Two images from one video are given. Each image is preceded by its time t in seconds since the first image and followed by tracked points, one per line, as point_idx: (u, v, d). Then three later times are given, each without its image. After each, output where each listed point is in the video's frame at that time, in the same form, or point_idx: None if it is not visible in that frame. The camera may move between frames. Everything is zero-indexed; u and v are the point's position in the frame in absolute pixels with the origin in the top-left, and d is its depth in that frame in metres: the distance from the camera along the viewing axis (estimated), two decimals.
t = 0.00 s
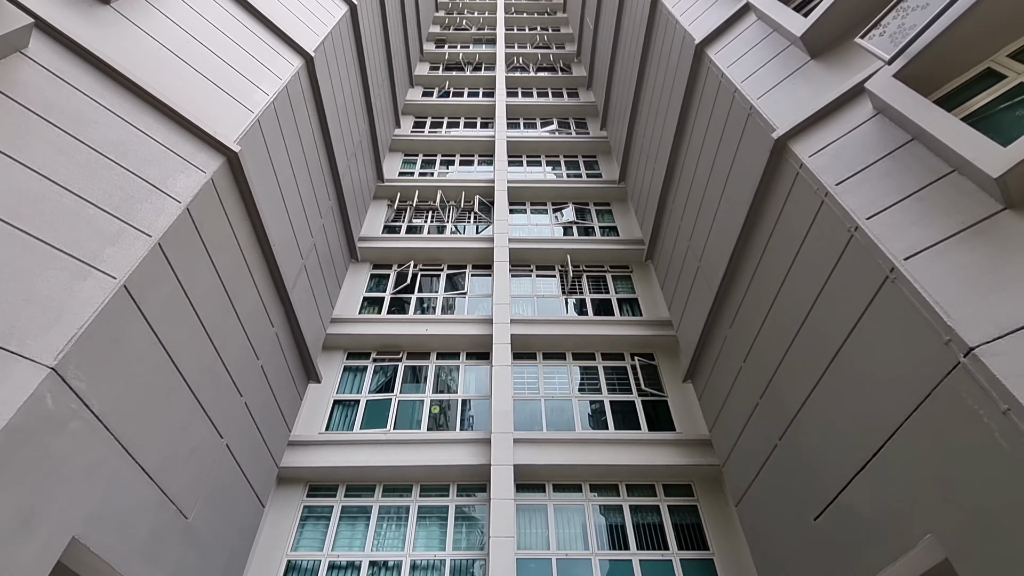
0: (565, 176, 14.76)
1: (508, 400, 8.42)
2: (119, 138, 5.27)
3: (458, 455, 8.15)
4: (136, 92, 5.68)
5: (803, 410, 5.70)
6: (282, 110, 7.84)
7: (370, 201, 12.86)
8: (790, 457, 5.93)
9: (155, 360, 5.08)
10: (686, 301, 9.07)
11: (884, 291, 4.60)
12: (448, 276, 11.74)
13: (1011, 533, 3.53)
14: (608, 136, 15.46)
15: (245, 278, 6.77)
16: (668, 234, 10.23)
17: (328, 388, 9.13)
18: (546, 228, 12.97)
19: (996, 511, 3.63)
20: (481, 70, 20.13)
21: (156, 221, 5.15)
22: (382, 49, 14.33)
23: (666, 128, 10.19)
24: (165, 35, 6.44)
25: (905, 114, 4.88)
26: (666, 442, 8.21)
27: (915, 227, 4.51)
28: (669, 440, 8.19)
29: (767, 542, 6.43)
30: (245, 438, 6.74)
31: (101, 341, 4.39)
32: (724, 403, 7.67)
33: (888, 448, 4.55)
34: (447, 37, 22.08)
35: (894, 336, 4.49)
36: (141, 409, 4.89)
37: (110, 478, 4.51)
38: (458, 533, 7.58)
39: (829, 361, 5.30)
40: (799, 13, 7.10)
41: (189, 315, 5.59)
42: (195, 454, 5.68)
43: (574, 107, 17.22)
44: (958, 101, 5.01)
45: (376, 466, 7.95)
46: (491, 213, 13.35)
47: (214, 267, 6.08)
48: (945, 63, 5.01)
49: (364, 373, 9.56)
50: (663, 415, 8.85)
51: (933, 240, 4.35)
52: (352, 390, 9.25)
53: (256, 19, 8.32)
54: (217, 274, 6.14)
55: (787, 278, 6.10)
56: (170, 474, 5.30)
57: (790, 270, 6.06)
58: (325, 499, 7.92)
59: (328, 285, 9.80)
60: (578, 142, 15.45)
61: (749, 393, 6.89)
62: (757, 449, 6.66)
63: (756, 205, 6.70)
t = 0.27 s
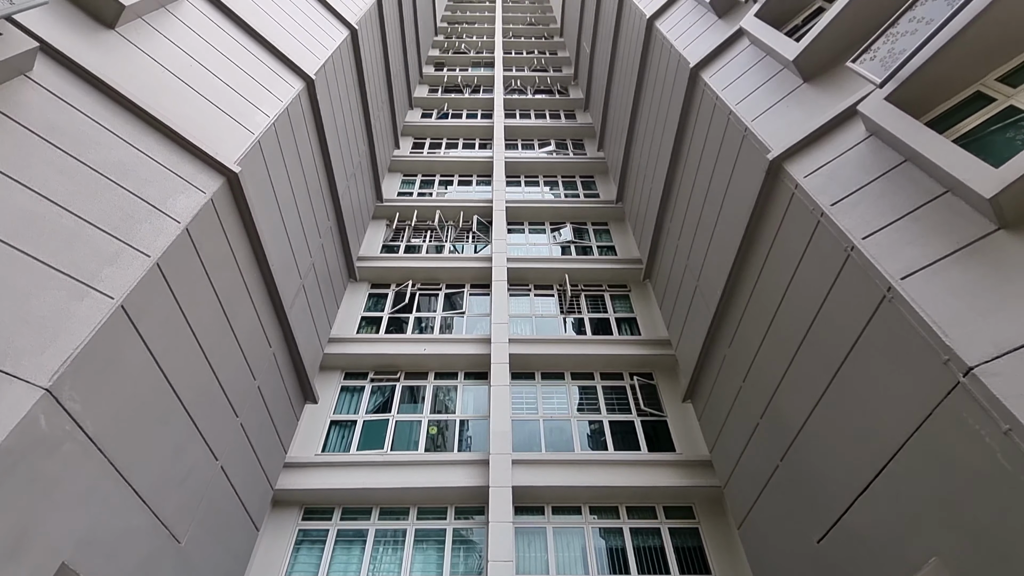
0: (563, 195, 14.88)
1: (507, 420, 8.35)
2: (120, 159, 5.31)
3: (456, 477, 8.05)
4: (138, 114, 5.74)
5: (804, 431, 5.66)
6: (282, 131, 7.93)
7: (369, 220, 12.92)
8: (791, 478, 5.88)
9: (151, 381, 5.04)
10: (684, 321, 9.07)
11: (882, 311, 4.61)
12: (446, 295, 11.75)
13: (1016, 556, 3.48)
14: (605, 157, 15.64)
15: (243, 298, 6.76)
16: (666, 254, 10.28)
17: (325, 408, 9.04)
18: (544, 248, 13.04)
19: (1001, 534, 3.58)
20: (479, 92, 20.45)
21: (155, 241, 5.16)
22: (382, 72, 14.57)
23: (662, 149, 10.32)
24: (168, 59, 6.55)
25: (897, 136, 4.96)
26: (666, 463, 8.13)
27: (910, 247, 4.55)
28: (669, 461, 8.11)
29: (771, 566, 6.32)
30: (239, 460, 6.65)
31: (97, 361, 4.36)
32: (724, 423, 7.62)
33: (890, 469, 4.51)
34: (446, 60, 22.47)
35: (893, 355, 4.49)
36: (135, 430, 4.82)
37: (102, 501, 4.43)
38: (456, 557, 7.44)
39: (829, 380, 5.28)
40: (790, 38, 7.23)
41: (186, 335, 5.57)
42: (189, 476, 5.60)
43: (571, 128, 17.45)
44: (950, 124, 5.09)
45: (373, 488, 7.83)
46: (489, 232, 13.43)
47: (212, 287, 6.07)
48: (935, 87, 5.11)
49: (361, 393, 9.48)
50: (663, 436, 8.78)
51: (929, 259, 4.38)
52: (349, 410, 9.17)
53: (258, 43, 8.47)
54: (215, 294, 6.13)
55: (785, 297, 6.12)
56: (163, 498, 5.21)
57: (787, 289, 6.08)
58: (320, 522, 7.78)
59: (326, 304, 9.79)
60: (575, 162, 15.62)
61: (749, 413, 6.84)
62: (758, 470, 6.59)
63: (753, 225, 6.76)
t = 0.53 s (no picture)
0: (561, 208, 14.96)
1: (507, 434, 8.32)
2: (121, 173, 5.33)
3: (455, 491, 7.98)
4: (140, 129, 5.79)
5: (805, 443, 5.63)
6: (283, 145, 7.99)
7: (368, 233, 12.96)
8: (793, 492, 5.83)
9: (148, 395, 5.01)
10: (684, 333, 9.06)
11: (882, 323, 4.61)
12: (445, 307, 11.75)
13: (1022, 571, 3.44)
14: (604, 170, 15.73)
15: (242, 311, 6.76)
16: (665, 266, 10.31)
17: (323, 422, 8.98)
18: (543, 260, 13.07)
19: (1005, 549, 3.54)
20: (478, 107, 20.64)
21: (154, 254, 5.17)
22: (382, 87, 14.72)
23: (660, 162, 10.39)
24: (171, 74, 6.61)
25: (893, 149, 5.00)
26: (667, 476, 8.06)
27: (909, 259, 4.56)
28: (670, 474, 8.05)
29: None
30: (236, 475, 6.59)
31: (94, 375, 4.33)
32: (725, 436, 7.57)
33: (893, 482, 4.48)
34: (446, 75, 22.71)
35: (893, 367, 4.48)
36: (131, 445, 4.78)
37: (98, 517, 4.38)
38: (455, 573, 7.35)
39: (830, 393, 5.26)
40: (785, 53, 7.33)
41: (184, 348, 5.55)
42: (186, 491, 5.54)
43: (570, 142, 17.60)
44: (945, 137, 5.13)
45: (371, 503, 7.75)
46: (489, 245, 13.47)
47: (211, 300, 6.06)
48: (930, 101, 5.16)
49: (359, 407, 9.42)
50: (663, 449, 8.73)
51: (928, 271, 4.39)
52: (347, 424, 9.11)
53: (260, 59, 8.57)
54: (214, 307, 6.13)
55: (785, 309, 6.12)
56: (159, 513, 5.15)
57: (787, 301, 6.09)
58: (318, 538, 7.69)
59: (325, 317, 9.78)
60: (574, 175, 15.72)
61: (750, 426, 6.81)
62: (760, 483, 6.54)
63: (751, 237, 6.79)
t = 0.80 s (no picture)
0: (561, 219, 15.01)
1: (507, 446, 8.23)
2: (122, 186, 5.36)
3: (455, 504, 7.91)
4: (143, 142, 5.83)
5: (808, 454, 5.59)
6: (284, 158, 8.04)
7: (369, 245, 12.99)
8: (797, 504, 5.78)
9: (148, 407, 4.99)
10: (684, 344, 9.04)
11: (883, 332, 4.60)
12: (445, 319, 11.76)
13: None
14: (603, 181, 15.81)
15: (242, 323, 6.75)
16: (665, 276, 10.31)
17: (323, 435, 8.93)
18: (543, 271, 13.09)
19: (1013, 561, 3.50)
20: (478, 119, 20.81)
21: (155, 266, 5.18)
22: (383, 100, 14.85)
23: (659, 173, 10.45)
24: (173, 89, 6.68)
25: (890, 159, 5.02)
26: (669, 488, 8.00)
27: (908, 269, 4.56)
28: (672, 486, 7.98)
29: None
30: (235, 488, 6.54)
31: (92, 389, 4.31)
32: (727, 447, 7.52)
33: (897, 493, 4.44)
34: (446, 88, 22.92)
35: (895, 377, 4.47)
36: (129, 458, 4.75)
37: (95, 532, 4.33)
38: None
39: (832, 403, 5.24)
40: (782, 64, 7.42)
41: (184, 361, 5.54)
42: (184, 505, 5.49)
43: (569, 153, 17.71)
44: (941, 148, 5.18)
45: (371, 516, 7.68)
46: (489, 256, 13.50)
47: (211, 312, 6.06)
48: (926, 111, 5.20)
49: (359, 419, 9.38)
50: (665, 460, 8.67)
51: (928, 281, 4.39)
52: (347, 437, 9.07)
53: (262, 73, 8.65)
54: (214, 319, 6.13)
55: (785, 319, 6.12)
56: (157, 528, 5.10)
57: (787, 311, 6.08)
58: (317, 552, 7.61)
59: (325, 329, 9.77)
60: (573, 187, 15.79)
61: (752, 437, 6.76)
62: (763, 495, 6.49)
63: (751, 247, 6.80)
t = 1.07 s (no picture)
0: (561, 235, 15.07)
1: (508, 464, 8.12)
2: (124, 205, 5.39)
3: (457, 523, 7.81)
4: (145, 162, 5.88)
5: (813, 469, 5.52)
6: (285, 177, 8.10)
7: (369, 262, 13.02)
8: (803, 520, 5.70)
9: (146, 427, 4.96)
10: (686, 358, 9.00)
11: (885, 345, 4.59)
12: (446, 335, 11.75)
13: None
14: (602, 197, 15.91)
15: (242, 341, 6.73)
16: (665, 291, 10.31)
17: (323, 453, 8.84)
18: (543, 287, 13.11)
19: None
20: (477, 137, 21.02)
21: (155, 285, 5.18)
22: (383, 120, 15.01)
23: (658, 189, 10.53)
24: (176, 110, 6.76)
25: (887, 172, 5.06)
26: (674, 505, 7.89)
27: (909, 281, 4.56)
28: (676, 503, 7.87)
29: None
30: (234, 508, 6.45)
31: (91, 408, 4.28)
32: (731, 463, 7.44)
33: (905, 509, 4.37)
34: (446, 107, 23.20)
35: (899, 390, 4.44)
36: (127, 479, 4.70)
37: (91, 555, 4.26)
38: None
39: (836, 417, 5.20)
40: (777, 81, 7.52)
41: (183, 379, 5.51)
42: (182, 526, 5.42)
43: (568, 170, 17.85)
44: (938, 161, 5.22)
45: (372, 537, 7.58)
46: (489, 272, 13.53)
47: (211, 331, 6.05)
48: (921, 125, 5.26)
49: (359, 438, 9.31)
50: (668, 477, 8.57)
51: (928, 293, 4.38)
52: (347, 455, 8.99)
53: (264, 94, 8.77)
54: (214, 337, 6.12)
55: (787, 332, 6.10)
56: (154, 550, 5.02)
57: (789, 325, 6.07)
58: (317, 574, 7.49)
59: (326, 346, 9.74)
60: (573, 203, 15.89)
61: (757, 452, 6.69)
62: (769, 512, 6.39)
63: (751, 261, 6.81)
